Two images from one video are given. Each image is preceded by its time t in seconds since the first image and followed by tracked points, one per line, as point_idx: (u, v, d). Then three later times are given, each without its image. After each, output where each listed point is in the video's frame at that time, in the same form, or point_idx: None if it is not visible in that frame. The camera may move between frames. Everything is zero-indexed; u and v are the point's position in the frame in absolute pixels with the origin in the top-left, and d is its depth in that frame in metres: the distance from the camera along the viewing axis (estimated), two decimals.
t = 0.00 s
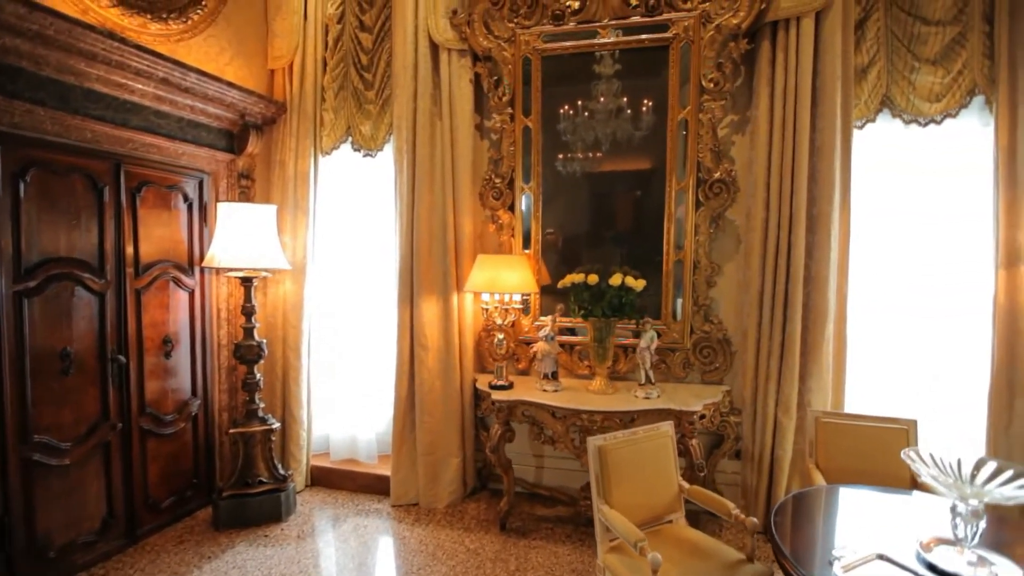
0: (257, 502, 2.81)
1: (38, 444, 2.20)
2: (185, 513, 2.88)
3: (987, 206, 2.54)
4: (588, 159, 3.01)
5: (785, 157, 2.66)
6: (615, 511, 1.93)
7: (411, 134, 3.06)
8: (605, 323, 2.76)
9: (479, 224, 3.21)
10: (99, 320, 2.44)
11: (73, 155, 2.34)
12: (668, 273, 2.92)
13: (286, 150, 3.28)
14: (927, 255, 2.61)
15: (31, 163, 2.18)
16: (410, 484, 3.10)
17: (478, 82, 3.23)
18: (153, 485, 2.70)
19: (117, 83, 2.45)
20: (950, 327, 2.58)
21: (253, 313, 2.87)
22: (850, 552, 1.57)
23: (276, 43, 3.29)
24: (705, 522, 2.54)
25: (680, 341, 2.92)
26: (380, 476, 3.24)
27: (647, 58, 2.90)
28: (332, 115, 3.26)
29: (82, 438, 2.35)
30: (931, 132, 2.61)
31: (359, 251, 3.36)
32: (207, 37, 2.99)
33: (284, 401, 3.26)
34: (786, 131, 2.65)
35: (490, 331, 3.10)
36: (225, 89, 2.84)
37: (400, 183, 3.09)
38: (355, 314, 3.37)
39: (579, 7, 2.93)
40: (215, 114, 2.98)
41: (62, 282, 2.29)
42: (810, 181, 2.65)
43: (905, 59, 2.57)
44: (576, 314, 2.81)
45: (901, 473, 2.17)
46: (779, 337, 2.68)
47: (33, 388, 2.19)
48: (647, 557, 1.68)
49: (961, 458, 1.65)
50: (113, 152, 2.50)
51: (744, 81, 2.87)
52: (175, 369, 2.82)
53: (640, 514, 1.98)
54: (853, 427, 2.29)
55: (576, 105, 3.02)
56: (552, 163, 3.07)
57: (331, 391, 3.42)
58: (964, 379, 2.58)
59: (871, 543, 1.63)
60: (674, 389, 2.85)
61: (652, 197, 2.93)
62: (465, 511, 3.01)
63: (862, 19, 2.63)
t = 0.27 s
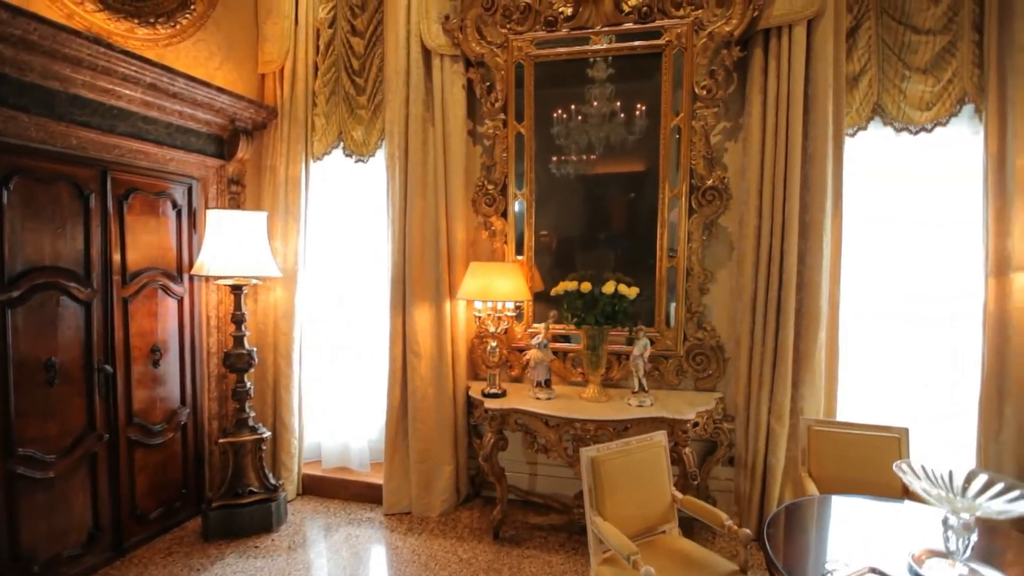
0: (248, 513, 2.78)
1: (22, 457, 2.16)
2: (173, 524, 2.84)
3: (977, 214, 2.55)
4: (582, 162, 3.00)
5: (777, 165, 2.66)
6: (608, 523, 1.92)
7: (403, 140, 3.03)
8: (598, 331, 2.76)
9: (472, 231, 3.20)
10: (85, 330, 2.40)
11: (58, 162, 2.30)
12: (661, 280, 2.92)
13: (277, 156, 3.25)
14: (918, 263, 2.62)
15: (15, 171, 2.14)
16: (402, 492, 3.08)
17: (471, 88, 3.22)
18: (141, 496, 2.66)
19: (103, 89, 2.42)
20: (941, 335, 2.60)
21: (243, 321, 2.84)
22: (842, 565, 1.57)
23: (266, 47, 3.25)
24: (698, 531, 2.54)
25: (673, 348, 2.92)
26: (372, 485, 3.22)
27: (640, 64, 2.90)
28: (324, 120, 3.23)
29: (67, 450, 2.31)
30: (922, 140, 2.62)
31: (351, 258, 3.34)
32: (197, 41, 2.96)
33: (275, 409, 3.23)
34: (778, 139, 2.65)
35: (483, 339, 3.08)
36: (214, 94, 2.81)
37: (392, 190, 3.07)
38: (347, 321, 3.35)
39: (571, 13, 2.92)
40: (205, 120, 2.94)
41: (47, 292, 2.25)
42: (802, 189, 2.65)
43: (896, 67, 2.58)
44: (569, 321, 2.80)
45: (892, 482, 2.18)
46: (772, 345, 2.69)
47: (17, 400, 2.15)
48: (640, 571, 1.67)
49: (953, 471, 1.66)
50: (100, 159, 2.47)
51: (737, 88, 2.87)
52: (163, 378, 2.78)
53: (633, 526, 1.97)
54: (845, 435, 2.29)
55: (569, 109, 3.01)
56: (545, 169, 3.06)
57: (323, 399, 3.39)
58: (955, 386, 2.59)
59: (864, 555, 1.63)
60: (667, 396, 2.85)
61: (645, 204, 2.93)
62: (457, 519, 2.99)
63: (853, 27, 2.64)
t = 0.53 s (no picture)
0: (238, 522, 2.75)
1: (6, 469, 2.12)
2: (162, 533, 2.80)
3: (967, 220, 2.57)
4: (577, 163, 3.00)
5: (770, 171, 2.66)
6: (601, 532, 1.91)
7: (395, 145, 3.01)
8: (591, 337, 2.75)
9: (465, 236, 3.18)
10: (72, 338, 2.36)
11: (44, 167, 2.26)
12: (655, 285, 2.92)
13: (268, 160, 3.22)
14: (909, 269, 2.64)
15: None
16: (395, 499, 3.05)
17: (463, 92, 3.20)
18: (129, 505, 2.62)
19: (89, 93, 2.38)
20: (932, 340, 2.61)
21: (234, 328, 2.80)
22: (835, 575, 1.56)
23: (257, 51, 3.22)
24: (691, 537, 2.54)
25: (667, 354, 2.92)
26: (364, 492, 3.19)
27: (633, 69, 2.90)
28: (315, 124, 3.20)
29: (53, 461, 2.27)
30: (913, 147, 2.64)
31: (343, 264, 3.31)
32: (186, 44, 2.92)
33: (266, 416, 3.20)
34: (771, 145, 2.65)
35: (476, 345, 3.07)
36: (204, 98, 2.78)
37: (385, 195, 3.05)
38: (339, 327, 3.32)
39: (564, 18, 2.91)
40: (194, 124, 2.91)
41: (32, 300, 2.21)
42: (795, 195, 2.66)
43: (887, 74, 2.60)
44: (562, 327, 2.79)
45: (885, 489, 2.18)
46: (765, 350, 2.69)
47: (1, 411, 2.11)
48: None
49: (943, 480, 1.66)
50: (87, 164, 2.43)
51: (730, 94, 2.87)
52: (152, 385, 2.75)
53: (627, 535, 1.97)
54: (838, 442, 2.30)
55: (563, 112, 3.00)
56: (539, 173, 3.05)
57: (314, 405, 3.37)
58: (945, 391, 2.60)
59: (856, 563, 1.63)
60: (661, 402, 2.84)
61: (638, 209, 2.93)
62: (451, 526, 2.97)
63: (845, 34, 2.65)
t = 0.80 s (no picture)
0: (226, 532, 2.71)
1: None
2: (148, 544, 2.76)
3: (955, 227, 2.58)
4: (569, 166, 2.98)
5: (761, 177, 2.67)
6: (593, 543, 1.90)
7: (385, 150, 2.99)
8: (583, 344, 2.74)
9: (456, 242, 3.16)
10: (53, 347, 2.32)
11: (24, 173, 2.21)
12: (646, 291, 2.91)
13: (256, 165, 3.19)
14: (898, 275, 2.65)
15: None
16: (386, 508, 3.03)
17: (454, 97, 3.18)
18: (113, 517, 2.57)
19: (71, 97, 2.33)
20: (921, 346, 2.63)
21: (221, 335, 2.76)
22: None
23: (244, 54, 3.18)
24: (683, 544, 2.54)
25: (659, 360, 2.91)
26: (355, 500, 3.16)
27: (625, 75, 2.89)
28: (304, 129, 3.17)
29: (33, 473, 2.22)
30: (902, 154, 2.65)
31: (333, 270, 3.28)
32: (172, 47, 2.88)
33: (255, 423, 3.16)
34: (761, 151, 2.66)
35: (467, 351, 3.05)
36: (190, 101, 2.73)
37: (375, 201, 3.02)
38: (329, 334, 3.29)
39: (555, 23, 2.89)
40: (180, 128, 2.86)
41: (12, 309, 2.16)
42: (785, 201, 2.66)
43: (877, 81, 2.61)
44: (554, 334, 2.78)
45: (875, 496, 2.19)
46: (756, 357, 2.69)
47: None
48: None
49: (932, 491, 1.67)
50: (69, 169, 2.38)
51: (721, 100, 2.88)
52: (137, 394, 2.70)
53: (618, 545, 1.96)
54: (829, 448, 2.30)
55: (555, 115, 2.99)
56: (531, 178, 3.03)
57: (304, 412, 3.33)
58: (934, 397, 2.62)
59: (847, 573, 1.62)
60: (652, 408, 2.84)
61: (630, 215, 2.92)
62: (442, 534, 2.95)
63: (835, 41, 2.66)
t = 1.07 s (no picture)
0: (213, 543, 2.67)
1: None
2: (134, 556, 2.71)
3: (943, 233, 2.60)
4: (562, 168, 2.97)
5: (751, 184, 2.67)
6: (585, 554, 1.89)
7: (375, 155, 2.96)
8: (574, 351, 2.73)
9: (446, 247, 3.14)
10: (34, 357, 2.27)
11: (4, 179, 2.17)
12: (638, 296, 2.91)
13: (244, 169, 3.15)
14: (888, 282, 2.66)
15: None
16: (376, 516, 2.99)
17: (445, 101, 3.16)
18: (97, 529, 2.53)
19: (52, 101, 2.28)
20: (909, 351, 2.65)
21: (208, 343, 2.72)
22: None
23: (232, 57, 3.14)
24: (675, 551, 2.53)
25: (650, 366, 2.91)
26: (345, 509, 3.12)
27: (616, 80, 2.88)
28: (293, 133, 3.13)
29: (14, 485, 2.17)
30: (891, 160, 2.67)
31: (322, 275, 3.25)
32: (157, 50, 2.84)
33: (243, 431, 3.11)
34: (752, 157, 2.66)
35: (458, 358, 3.02)
36: (176, 105, 2.69)
37: (364, 206, 2.99)
38: (318, 340, 3.25)
39: (547, 28, 2.88)
40: (166, 132, 2.82)
41: None
42: (776, 208, 2.67)
43: (866, 88, 2.62)
44: (545, 341, 2.76)
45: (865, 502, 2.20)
46: (747, 363, 2.69)
47: None
48: None
49: (922, 502, 1.67)
50: (51, 175, 2.33)
51: (712, 105, 2.88)
52: (122, 403, 2.65)
53: (610, 555, 1.94)
54: (820, 455, 2.30)
55: (547, 119, 2.97)
56: (522, 183, 3.01)
57: (293, 420, 3.29)
58: (923, 402, 2.63)
59: None
60: (644, 414, 2.83)
61: (622, 221, 2.92)
62: (433, 543, 2.92)
63: (825, 48, 2.67)
